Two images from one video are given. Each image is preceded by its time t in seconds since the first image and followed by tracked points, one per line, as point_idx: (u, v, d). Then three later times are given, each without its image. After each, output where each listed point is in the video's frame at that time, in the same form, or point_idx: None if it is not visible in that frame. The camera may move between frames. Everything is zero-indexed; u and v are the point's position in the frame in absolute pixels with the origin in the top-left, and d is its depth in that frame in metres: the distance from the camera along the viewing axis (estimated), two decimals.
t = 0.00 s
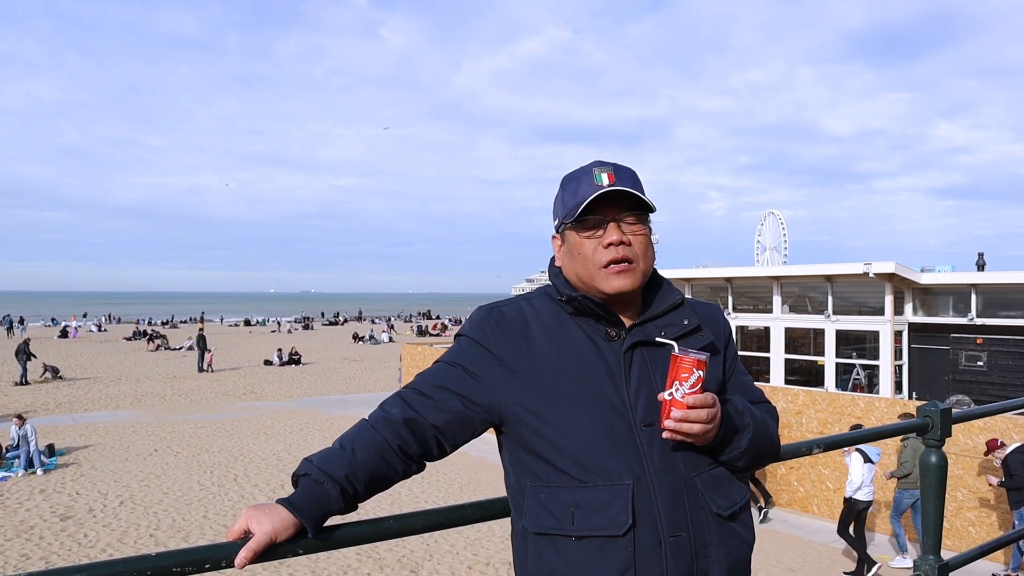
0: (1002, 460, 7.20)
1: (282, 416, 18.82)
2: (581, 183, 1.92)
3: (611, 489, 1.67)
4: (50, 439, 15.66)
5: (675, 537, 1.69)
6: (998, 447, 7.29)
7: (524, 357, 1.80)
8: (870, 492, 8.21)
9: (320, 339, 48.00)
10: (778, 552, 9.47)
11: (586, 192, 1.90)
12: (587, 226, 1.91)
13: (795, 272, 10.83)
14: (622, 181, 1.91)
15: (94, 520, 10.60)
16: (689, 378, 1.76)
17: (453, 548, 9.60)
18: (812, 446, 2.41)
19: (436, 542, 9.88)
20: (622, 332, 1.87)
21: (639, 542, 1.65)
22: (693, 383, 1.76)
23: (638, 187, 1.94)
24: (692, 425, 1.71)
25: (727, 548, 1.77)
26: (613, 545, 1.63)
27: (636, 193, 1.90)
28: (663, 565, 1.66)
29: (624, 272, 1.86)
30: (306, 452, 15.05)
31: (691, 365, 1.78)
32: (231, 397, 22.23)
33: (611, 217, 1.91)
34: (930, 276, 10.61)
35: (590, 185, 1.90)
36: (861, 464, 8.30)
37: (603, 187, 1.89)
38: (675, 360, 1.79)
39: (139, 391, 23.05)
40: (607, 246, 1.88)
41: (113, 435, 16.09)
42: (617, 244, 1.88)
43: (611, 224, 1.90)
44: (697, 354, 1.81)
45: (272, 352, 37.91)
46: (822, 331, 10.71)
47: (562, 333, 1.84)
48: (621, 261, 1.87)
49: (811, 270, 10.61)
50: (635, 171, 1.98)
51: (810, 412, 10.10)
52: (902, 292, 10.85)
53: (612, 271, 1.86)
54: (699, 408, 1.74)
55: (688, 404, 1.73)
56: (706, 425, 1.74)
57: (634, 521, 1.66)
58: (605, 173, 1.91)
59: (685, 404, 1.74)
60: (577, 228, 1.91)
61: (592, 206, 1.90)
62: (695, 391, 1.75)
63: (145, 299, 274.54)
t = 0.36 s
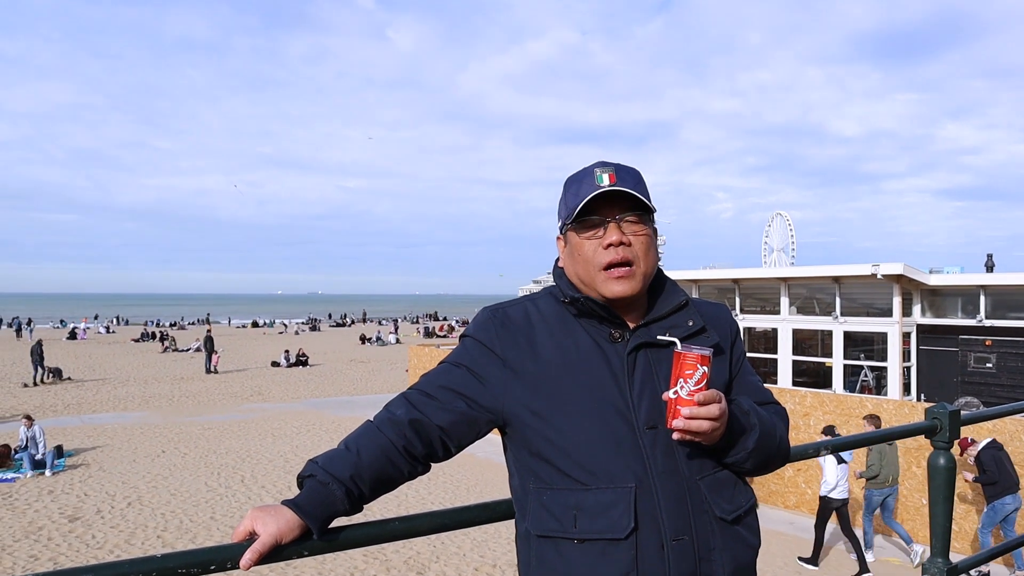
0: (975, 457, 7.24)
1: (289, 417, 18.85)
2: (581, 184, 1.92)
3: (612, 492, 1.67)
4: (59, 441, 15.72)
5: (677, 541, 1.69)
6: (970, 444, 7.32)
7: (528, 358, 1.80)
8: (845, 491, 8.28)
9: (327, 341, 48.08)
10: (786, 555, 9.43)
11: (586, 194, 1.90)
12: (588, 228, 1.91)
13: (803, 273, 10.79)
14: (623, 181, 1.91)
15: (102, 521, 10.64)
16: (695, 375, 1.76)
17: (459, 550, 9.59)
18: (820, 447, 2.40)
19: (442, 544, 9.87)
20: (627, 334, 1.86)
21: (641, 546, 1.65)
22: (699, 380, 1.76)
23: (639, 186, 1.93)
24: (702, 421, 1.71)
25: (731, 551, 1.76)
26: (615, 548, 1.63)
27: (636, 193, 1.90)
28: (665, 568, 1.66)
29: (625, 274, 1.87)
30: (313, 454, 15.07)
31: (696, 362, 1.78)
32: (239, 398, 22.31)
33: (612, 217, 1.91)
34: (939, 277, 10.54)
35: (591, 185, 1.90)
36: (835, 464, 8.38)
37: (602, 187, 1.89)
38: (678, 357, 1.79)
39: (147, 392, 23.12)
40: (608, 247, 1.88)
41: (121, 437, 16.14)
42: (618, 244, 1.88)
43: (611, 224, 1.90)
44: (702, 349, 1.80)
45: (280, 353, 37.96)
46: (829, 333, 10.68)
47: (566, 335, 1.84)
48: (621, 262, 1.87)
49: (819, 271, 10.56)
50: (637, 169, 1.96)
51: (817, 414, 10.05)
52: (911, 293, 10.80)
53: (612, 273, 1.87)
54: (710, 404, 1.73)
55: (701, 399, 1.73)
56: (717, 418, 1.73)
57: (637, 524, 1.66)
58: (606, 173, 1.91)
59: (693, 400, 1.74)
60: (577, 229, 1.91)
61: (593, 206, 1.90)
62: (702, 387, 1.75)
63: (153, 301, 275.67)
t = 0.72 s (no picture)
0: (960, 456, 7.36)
1: (293, 418, 18.87)
2: (572, 188, 1.91)
3: (607, 494, 1.66)
4: (63, 442, 15.74)
5: (674, 544, 1.67)
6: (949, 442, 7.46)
7: (527, 359, 1.80)
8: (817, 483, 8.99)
9: (331, 342, 48.09)
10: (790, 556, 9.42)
11: (577, 198, 1.89)
12: (580, 231, 1.90)
13: (806, 274, 10.78)
14: (614, 181, 1.90)
15: (106, 522, 10.66)
16: (689, 334, 1.72)
17: (463, 551, 9.58)
18: (823, 449, 2.40)
19: (446, 545, 9.87)
20: (622, 334, 1.85)
21: (637, 548, 1.64)
22: (694, 338, 1.72)
23: (631, 187, 1.92)
24: (706, 383, 1.66)
25: (729, 553, 1.73)
26: (610, 550, 1.62)
27: (627, 193, 1.88)
28: (661, 570, 1.65)
29: (621, 274, 1.84)
30: (317, 455, 15.08)
31: (690, 319, 1.74)
32: (243, 399, 22.32)
33: (605, 220, 1.90)
34: (945, 279, 10.48)
35: (581, 188, 1.90)
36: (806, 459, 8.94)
37: (593, 190, 1.88)
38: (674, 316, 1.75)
39: (151, 393, 23.14)
40: (601, 249, 1.86)
41: (125, 438, 16.17)
42: (612, 246, 1.86)
43: (604, 227, 1.89)
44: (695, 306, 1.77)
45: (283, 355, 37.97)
46: (833, 333, 10.66)
47: (563, 336, 1.83)
48: (616, 263, 1.85)
49: (823, 271, 10.54)
50: (628, 169, 1.96)
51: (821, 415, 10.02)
52: (916, 294, 10.77)
53: (607, 273, 1.85)
54: (707, 363, 1.66)
55: (699, 358, 1.66)
56: (719, 380, 1.68)
57: (632, 526, 1.65)
58: (596, 176, 1.90)
59: (690, 360, 1.68)
60: (571, 234, 1.91)
61: (584, 209, 1.90)
62: (698, 345, 1.71)
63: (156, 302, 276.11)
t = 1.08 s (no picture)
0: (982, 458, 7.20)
1: (285, 419, 18.84)
2: (550, 189, 1.86)
3: (570, 492, 1.64)
4: (53, 443, 15.66)
5: (635, 544, 1.62)
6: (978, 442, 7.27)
7: (506, 356, 1.81)
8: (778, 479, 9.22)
9: (324, 343, 48.00)
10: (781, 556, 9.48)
11: (555, 199, 1.84)
12: (560, 231, 1.84)
13: (798, 274, 10.81)
14: (591, 179, 1.84)
15: (97, 524, 10.61)
16: (664, 278, 1.65)
17: (455, 552, 9.58)
18: (813, 449, 2.41)
19: (438, 545, 9.86)
20: (596, 331, 1.81)
21: (598, 547, 1.61)
22: (669, 283, 1.65)
23: (608, 183, 1.86)
24: (681, 335, 1.57)
25: (697, 554, 1.66)
26: (571, 548, 1.61)
27: (605, 191, 1.82)
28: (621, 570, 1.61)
29: (603, 273, 1.79)
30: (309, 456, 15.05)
31: (666, 263, 1.67)
32: (235, 400, 22.25)
33: (584, 219, 1.84)
34: (935, 279, 10.47)
35: (559, 188, 1.84)
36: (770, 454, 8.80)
37: (571, 190, 1.83)
38: (647, 259, 1.67)
39: (142, 394, 23.04)
40: (581, 249, 1.80)
41: (116, 440, 16.09)
42: (592, 245, 1.80)
43: (584, 226, 1.83)
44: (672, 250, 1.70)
45: (275, 356, 37.88)
46: (824, 333, 10.71)
47: (539, 334, 1.81)
48: (597, 262, 1.80)
49: (814, 272, 10.57)
50: (606, 166, 1.90)
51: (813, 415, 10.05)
52: (907, 294, 10.80)
53: (589, 273, 1.79)
54: (684, 313, 1.58)
55: (675, 305, 1.56)
56: (697, 334, 1.59)
57: (593, 524, 1.62)
58: (572, 174, 1.85)
59: (663, 307, 1.59)
60: (550, 235, 1.84)
61: (562, 209, 1.84)
62: (673, 290, 1.64)
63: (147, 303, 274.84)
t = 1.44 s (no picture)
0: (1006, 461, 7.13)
1: (277, 420, 18.79)
2: (513, 185, 1.82)
3: (524, 494, 1.62)
4: (42, 445, 15.55)
5: (588, 549, 1.58)
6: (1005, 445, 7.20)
7: (472, 355, 1.79)
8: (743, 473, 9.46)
9: (315, 344, 47.88)
10: (773, 556, 9.52)
11: (516, 194, 1.79)
12: (524, 229, 1.81)
13: (790, 274, 10.84)
14: (554, 177, 1.79)
15: (85, 526, 10.54)
16: (599, 252, 1.57)
17: (447, 552, 9.56)
18: (798, 449, 2.41)
19: (429, 546, 9.85)
20: (562, 330, 1.77)
21: (551, 550, 1.59)
22: (604, 257, 1.57)
23: (573, 179, 1.79)
24: (616, 309, 1.48)
25: (653, 559, 1.61)
26: (524, 551, 1.59)
27: (567, 189, 1.76)
28: None
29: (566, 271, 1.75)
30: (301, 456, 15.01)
31: (601, 235, 1.60)
32: (226, 401, 22.18)
33: (547, 217, 1.80)
34: (924, 279, 10.52)
35: (520, 187, 1.80)
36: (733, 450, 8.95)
37: (532, 187, 1.78)
38: (584, 232, 1.61)
39: (132, 395, 22.89)
40: (544, 247, 1.76)
41: (106, 441, 16.00)
42: (553, 243, 1.76)
43: (547, 224, 1.79)
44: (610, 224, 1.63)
45: (268, 356, 37.80)
46: (816, 333, 10.75)
47: (505, 334, 1.79)
48: (559, 260, 1.75)
49: (805, 272, 10.61)
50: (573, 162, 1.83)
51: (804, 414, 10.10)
52: (896, 294, 10.85)
53: (552, 272, 1.75)
54: (616, 288, 1.49)
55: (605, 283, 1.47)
56: (632, 309, 1.50)
57: (545, 527, 1.60)
58: (535, 171, 1.80)
59: (596, 280, 1.51)
60: (514, 234, 1.81)
61: (522, 206, 1.81)
62: (608, 264, 1.56)
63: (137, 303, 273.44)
